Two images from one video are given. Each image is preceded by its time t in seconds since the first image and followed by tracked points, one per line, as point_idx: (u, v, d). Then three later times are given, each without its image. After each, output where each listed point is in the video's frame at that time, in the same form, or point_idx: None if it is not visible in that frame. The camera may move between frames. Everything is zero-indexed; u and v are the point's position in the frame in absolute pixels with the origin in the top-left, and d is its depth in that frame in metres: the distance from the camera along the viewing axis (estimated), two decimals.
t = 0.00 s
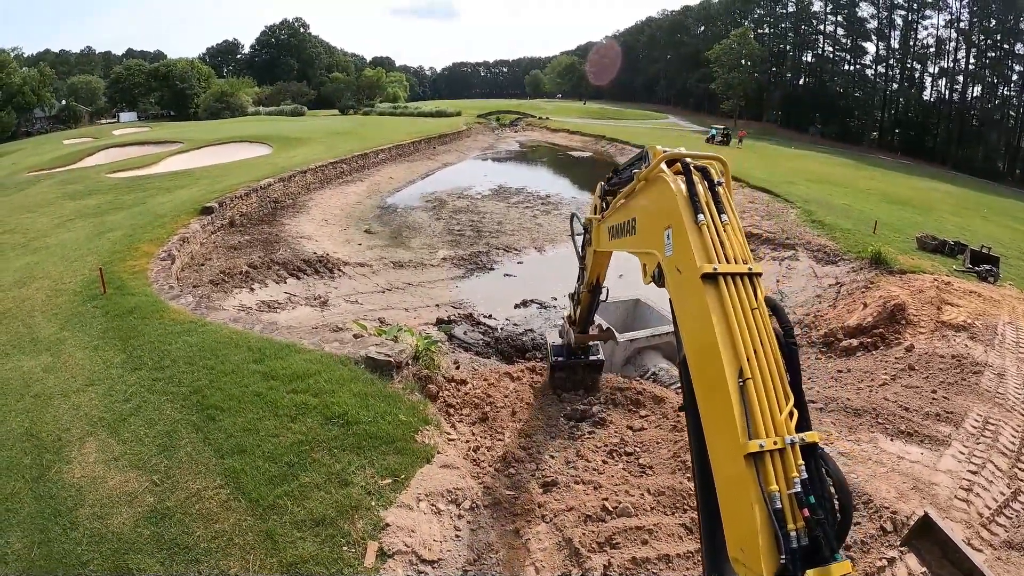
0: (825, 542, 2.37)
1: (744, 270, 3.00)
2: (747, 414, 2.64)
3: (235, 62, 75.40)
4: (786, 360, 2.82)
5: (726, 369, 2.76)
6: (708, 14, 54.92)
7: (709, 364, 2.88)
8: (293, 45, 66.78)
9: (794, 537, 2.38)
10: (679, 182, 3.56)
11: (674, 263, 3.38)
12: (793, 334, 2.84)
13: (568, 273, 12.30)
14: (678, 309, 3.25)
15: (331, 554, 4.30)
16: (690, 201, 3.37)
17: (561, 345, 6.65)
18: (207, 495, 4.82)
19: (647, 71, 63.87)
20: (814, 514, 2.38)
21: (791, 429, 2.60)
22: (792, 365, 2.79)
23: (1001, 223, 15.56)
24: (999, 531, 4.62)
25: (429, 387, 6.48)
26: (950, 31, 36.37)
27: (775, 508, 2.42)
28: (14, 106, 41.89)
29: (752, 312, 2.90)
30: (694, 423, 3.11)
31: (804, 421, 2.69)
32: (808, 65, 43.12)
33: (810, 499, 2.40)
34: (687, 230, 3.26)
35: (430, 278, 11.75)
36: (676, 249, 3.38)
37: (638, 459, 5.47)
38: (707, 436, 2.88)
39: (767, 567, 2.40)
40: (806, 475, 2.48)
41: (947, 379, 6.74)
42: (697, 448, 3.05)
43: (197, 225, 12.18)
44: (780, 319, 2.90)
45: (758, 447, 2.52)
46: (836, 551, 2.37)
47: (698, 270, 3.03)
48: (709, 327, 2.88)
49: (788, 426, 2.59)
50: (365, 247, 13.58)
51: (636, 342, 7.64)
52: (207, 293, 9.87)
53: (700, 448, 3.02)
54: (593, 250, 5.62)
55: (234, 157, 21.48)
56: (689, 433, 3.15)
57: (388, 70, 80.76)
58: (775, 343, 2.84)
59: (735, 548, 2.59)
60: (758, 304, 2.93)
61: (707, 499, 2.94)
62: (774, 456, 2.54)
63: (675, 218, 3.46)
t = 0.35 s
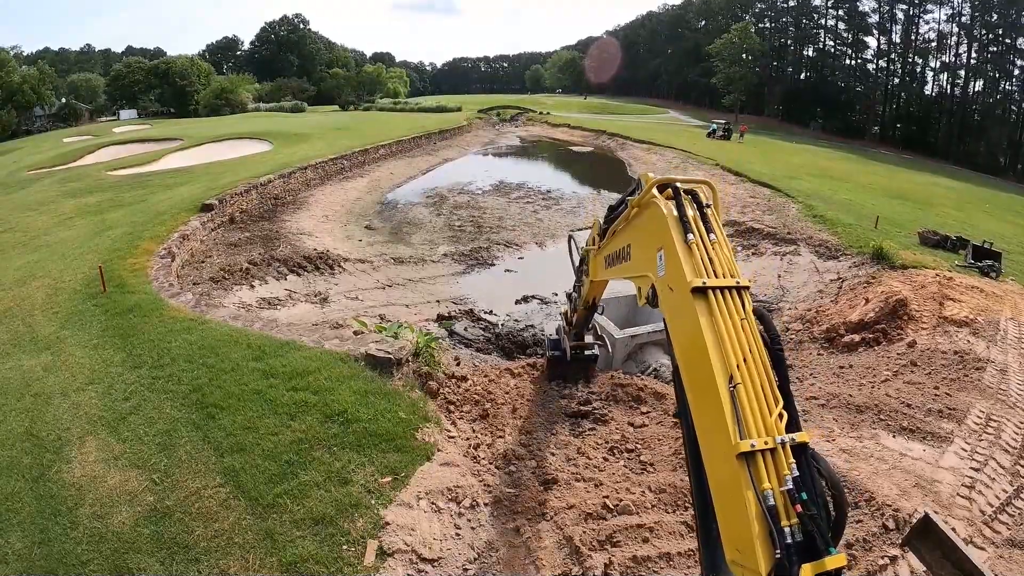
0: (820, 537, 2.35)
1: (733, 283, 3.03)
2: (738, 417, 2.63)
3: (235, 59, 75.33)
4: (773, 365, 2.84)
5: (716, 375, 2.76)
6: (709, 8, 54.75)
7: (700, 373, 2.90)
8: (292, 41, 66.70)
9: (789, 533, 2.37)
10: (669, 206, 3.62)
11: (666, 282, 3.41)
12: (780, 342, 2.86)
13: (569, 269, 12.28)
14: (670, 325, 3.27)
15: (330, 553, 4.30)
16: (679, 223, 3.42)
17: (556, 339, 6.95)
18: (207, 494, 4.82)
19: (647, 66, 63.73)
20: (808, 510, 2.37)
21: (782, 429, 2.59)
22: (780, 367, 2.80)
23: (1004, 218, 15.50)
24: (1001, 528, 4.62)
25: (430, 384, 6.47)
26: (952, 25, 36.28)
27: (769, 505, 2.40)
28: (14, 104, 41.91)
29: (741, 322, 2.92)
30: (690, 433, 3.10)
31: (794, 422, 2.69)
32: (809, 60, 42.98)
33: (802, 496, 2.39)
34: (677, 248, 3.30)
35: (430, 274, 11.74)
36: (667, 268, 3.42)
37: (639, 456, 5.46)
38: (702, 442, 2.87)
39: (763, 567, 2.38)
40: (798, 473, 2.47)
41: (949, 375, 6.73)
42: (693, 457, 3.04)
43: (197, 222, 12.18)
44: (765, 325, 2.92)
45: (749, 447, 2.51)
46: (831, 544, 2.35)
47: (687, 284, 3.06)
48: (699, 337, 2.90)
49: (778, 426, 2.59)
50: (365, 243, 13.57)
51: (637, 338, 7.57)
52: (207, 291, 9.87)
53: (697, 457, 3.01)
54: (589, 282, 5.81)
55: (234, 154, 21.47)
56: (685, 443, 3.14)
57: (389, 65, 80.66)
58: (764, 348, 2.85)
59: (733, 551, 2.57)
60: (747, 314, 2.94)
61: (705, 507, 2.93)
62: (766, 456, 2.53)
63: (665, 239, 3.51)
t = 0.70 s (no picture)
0: (819, 536, 2.35)
1: (732, 285, 3.04)
2: (738, 416, 2.63)
3: (235, 58, 75.31)
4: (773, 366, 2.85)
5: (716, 375, 2.76)
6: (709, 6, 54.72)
7: (700, 373, 2.90)
8: (293, 39, 66.72)
9: (788, 532, 2.36)
10: (669, 209, 3.64)
11: (665, 285, 3.42)
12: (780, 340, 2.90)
13: (569, 267, 12.26)
14: (670, 327, 3.28)
15: (330, 552, 4.30)
16: (678, 226, 3.44)
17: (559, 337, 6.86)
18: (206, 493, 4.82)
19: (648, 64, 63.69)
20: (807, 509, 2.38)
21: (781, 429, 2.60)
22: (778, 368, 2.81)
23: (1006, 216, 15.46)
24: (1002, 527, 4.61)
25: (430, 383, 6.48)
26: (953, 23, 36.31)
27: (768, 504, 2.39)
28: (15, 103, 41.95)
29: (740, 322, 2.93)
30: (689, 434, 3.10)
31: (793, 422, 2.69)
32: (810, 58, 42.90)
33: (801, 495, 2.39)
34: (676, 251, 3.32)
35: (431, 272, 11.73)
36: (666, 271, 3.43)
37: (639, 455, 5.45)
38: (702, 442, 2.87)
39: (763, 566, 2.37)
40: (797, 472, 2.47)
41: (950, 374, 6.73)
42: (693, 457, 3.04)
43: (197, 221, 12.17)
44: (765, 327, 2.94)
45: (748, 446, 2.51)
46: (829, 544, 2.35)
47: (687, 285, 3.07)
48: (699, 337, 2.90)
49: (778, 426, 2.59)
50: (366, 241, 13.56)
51: (638, 336, 7.58)
52: (207, 290, 9.87)
53: (697, 457, 3.01)
54: (588, 281, 5.86)
55: (234, 152, 21.46)
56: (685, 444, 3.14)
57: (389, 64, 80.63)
58: (763, 348, 2.86)
59: (733, 551, 2.56)
60: (746, 315, 2.95)
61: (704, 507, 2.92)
62: (766, 455, 2.53)
63: (665, 241, 3.53)
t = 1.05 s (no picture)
0: (823, 541, 2.37)
1: (740, 273, 3.01)
2: (744, 414, 2.63)
3: (232, 61, 75.36)
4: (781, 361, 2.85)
5: (723, 370, 2.75)
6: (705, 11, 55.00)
7: (705, 367, 2.88)
8: (290, 43, 66.82)
9: (792, 536, 2.37)
10: (675, 189, 3.58)
11: (670, 268, 3.39)
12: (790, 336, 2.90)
13: (566, 272, 12.29)
14: (675, 314, 3.25)
15: (329, 555, 4.29)
16: (686, 208, 3.39)
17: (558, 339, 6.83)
18: (204, 496, 4.81)
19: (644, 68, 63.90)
20: (812, 514, 2.39)
21: (789, 430, 2.60)
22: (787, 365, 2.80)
23: (1002, 220, 15.52)
24: (998, 528, 4.62)
25: (427, 386, 6.47)
26: (948, 28, 36.54)
27: (773, 507, 2.40)
28: (11, 106, 41.91)
29: (748, 315, 2.91)
30: (691, 425, 3.11)
31: (800, 421, 2.68)
32: (806, 62, 43.10)
33: (807, 499, 2.40)
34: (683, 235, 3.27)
35: (428, 277, 11.73)
36: (671, 254, 3.40)
37: (637, 458, 5.46)
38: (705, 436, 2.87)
39: (764, 566, 2.39)
40: (803, 475, 2.48)
41: (945, 377, 6.75)
42: (694, 450, 3.04)
43: (194, 225, 12.17)
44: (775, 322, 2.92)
45: (756, 447, 2.51)
46: (833, 549, 2.37)
47: (694, 273, 3.03)
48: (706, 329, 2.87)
49: (785, 426, 2.59)
50: (362, 245, 13.57)
51: (634, 340, 7.60)
52: (204, 294, 9.86)
53: (698, 448, 3.01)
54: (587, 255, 5.84)
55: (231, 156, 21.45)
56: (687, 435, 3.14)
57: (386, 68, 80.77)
58: (771, 343, 2.85)
59: (734, 550, 2.57)
60: (754, 307, 2.93)
61: (705, 501, 2.93)
62: (772, 456, 2.53)
63: (671, 224, 3.48)
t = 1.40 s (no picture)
0: (827, 545, 2.36)
1: (749, 262, 2.89)
2: (751, 413, 2.57)
3: (226, 62, 75.16)
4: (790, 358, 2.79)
5: (729, 366, 2.68)
6: (699, 11, 55.13)
7: (711, 362, 2.80)
8: (283, 44, 66.70)
9: (797, 540, 2.36)
10: (681, 168, 3.40)
11: (675, 254, 3.25)
12: (799, 331, 2.85)
13: (560, 271, 12.30)
14: (680, 301, 3.14)
15: (325, 557, 4.28)
16: (692, 188, 3.22)
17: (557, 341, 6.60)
18: (199, 499, 4.79)
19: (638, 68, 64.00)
20: (817, 517, 2.38)
21: (796, 430, 2.55)
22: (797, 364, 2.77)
23: (994, 217, 15.61)
24: (994, 525, 4.63)
25: (422, 387, 6.46)
26: (941, 26, 36.70)
27: (779, 511, 2.39)
28: (3, 108, 41.77)
29: (757, 307, 2.81)
30: (695, 416, 3.06)
31: (807, 420, 2.67)
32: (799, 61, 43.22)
33: (814, 503, 2.39)
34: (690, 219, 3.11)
35: (422, 277, 11.72)
36: (676, 238, 3.26)
37: (632, 457, 5.47)
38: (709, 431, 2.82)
39: (768, 568, 2.39)
40: (810, 478, 2.45)
41: (940, 374, 6.78)
42: (698, 444, 3.00)
43: (188, 226, 12.12)
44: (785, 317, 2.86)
45: (762, 449, 2.47)
46: (837, 554, 2.37)
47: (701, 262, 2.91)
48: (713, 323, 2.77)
49: (793, 426, 2.54)
50: (357, 246, 13.54)
51: (629, 339, 7.61)
52: (199, 296, 9.82)
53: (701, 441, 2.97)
54: (587, 232, 5.66)
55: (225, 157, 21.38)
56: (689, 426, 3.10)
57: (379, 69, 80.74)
58: (779, 338, 2.77)
59: (737, 550, 2.55)
60: (762, 298, 2.84)
61: (708, 493, 2.92)
62: (778, 458, 2.49)
63: (677, 205, 3.31)
